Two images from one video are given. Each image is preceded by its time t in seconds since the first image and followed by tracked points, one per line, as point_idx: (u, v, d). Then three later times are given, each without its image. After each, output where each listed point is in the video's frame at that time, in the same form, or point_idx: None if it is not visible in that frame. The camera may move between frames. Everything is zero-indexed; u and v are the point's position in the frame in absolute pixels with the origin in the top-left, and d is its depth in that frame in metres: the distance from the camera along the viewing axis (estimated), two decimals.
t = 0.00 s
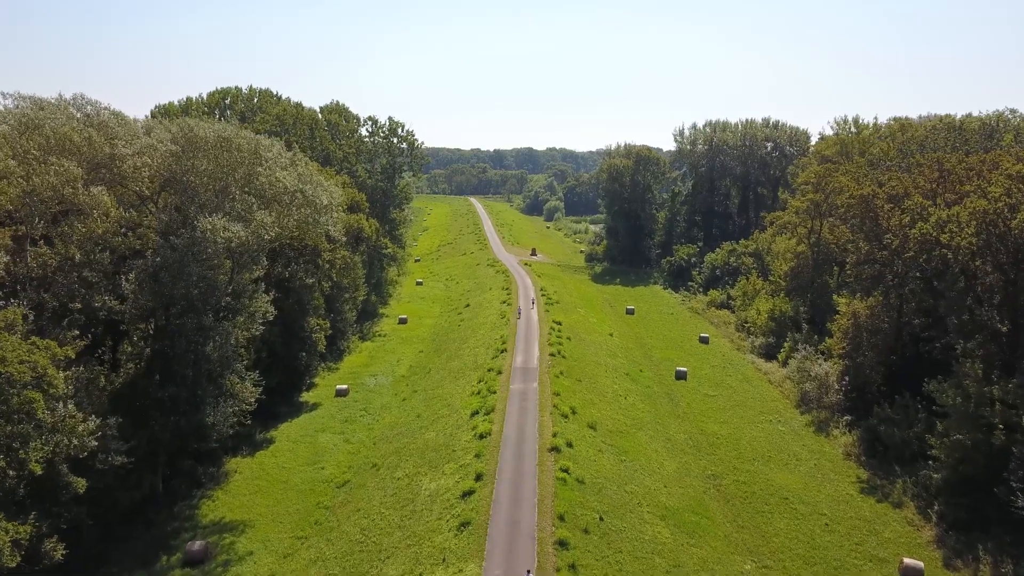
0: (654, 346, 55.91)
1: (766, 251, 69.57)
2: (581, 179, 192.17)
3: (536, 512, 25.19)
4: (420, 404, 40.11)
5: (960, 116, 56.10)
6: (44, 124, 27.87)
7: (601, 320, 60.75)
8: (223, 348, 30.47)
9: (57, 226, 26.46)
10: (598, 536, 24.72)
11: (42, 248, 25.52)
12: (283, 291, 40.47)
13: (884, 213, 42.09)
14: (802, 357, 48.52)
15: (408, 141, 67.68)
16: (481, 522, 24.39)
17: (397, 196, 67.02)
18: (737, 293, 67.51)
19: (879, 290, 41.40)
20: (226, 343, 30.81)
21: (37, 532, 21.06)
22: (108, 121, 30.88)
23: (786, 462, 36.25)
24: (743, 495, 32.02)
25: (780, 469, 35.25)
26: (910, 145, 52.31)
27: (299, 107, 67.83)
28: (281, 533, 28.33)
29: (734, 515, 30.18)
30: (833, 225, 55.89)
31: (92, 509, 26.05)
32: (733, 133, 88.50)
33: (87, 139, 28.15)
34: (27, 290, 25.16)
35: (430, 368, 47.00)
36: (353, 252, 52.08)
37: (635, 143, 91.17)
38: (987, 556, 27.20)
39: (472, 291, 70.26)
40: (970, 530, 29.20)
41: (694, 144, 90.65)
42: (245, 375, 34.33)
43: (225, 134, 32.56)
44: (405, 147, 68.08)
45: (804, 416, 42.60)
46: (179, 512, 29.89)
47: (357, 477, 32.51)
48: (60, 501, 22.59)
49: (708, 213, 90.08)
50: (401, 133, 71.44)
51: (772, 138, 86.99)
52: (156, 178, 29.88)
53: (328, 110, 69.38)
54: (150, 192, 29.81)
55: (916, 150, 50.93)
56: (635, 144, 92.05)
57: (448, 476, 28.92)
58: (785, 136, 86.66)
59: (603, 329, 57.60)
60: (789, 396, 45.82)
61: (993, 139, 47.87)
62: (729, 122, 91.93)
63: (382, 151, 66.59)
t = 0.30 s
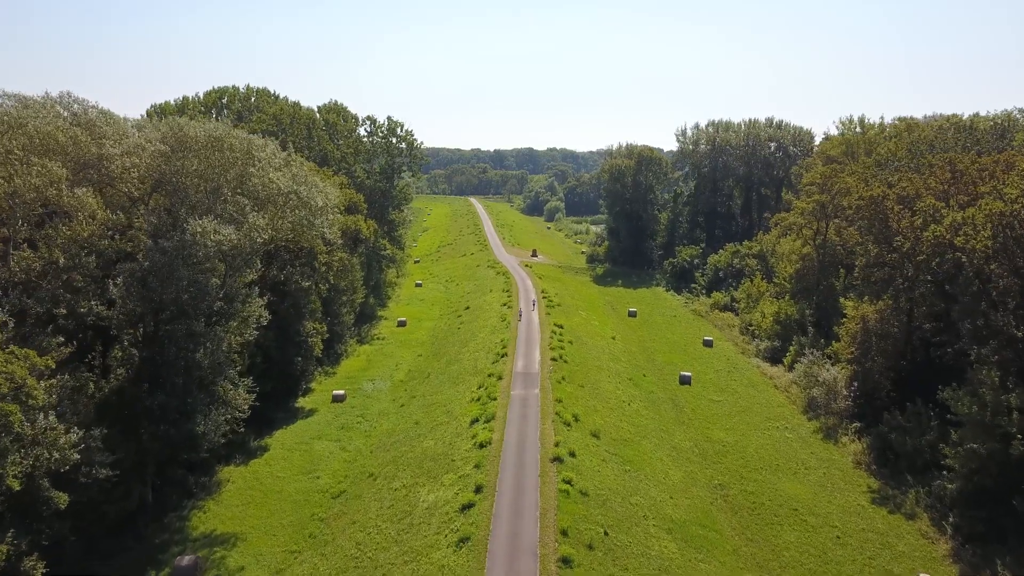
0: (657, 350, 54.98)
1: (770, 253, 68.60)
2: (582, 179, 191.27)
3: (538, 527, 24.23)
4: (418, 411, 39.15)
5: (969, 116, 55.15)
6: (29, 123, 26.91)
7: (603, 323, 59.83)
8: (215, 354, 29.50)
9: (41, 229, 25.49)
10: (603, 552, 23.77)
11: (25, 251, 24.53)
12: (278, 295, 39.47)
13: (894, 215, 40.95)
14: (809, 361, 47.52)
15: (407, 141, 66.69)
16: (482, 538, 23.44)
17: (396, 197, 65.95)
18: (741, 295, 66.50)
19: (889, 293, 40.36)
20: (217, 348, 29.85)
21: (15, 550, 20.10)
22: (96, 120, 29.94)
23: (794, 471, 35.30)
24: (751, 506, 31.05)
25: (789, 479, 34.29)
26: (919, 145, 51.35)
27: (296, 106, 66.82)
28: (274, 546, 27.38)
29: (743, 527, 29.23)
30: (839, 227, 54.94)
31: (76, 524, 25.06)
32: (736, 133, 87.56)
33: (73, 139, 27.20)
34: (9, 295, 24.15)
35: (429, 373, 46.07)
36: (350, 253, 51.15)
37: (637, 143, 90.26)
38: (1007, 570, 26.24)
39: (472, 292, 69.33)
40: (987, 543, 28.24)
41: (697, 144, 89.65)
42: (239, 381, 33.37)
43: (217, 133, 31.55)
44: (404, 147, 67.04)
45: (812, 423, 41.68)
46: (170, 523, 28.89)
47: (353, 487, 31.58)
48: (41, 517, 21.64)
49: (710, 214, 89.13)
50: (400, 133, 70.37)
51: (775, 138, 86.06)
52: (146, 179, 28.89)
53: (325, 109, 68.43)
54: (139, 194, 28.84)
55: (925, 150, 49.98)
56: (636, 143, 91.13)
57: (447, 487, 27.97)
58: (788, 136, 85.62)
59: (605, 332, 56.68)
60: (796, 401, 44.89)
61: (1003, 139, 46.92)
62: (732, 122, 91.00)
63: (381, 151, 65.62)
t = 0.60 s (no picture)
0: (660, 354, 53.97)
1: (774, 255, 67.63)
2: (582, 179, 190.47)
3: (540, 543, 23.21)
4: (416, 418, 38.12)
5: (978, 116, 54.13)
6: (10, 121, 25.89)
7: (605, 326, 58.80)
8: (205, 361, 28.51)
9: (22, 232, 24.46)
10: (608, 570, 22.76)
11: (5, 255, 23.46)
12: (273, 299, 38.46)
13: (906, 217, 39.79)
14: (816, 366, 46.48)
15: (406, 141, 65.59)
16: (482, 555, 22.42)
17: (395, 197, 64.61)
18: (745, 298, 65.50)
19: (900, 297, 39.30)
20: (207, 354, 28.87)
21: None
22: (82, 119, 28.92)
23: (804, 481, 34.28)
24: (760, 518, 30.05)
25: (798, 489, 33.27)
26: (928, 146, 50.34)
27: (294, 106, 65.73)
28: (266, 561, 26.37)
29: (752, 541, 28.24)
30: (846, 228, 53.92)
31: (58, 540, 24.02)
32: (739, 133, 86.59)
33: (57, 139, 26.20)
34: None
35: (428, 378, 45.05)
36: (348, 255, 50.12)
37: (639, 143, 89.28)
38: None
39: (471, 295, 68.33)
40: (1007, 558, 27.21)
41: (699, 144, 88.58)
42: (231, 388, 32.43)
43: (208, 134, 30.59)
44: (403, 147, 65.85)
45: (820, 430, 40.67)
46: (158, 537, 27.83)
47: (348, 498, 30.57)
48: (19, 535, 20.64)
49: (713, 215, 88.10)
50: (398, 132, 69.25)
51: (778, 138, 85.10)
52: (133, 181, 27.89)
53: (323, 108, 67.42)
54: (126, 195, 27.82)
55: (934, 151, 48.94)
56: (638, 143, 90.13)
57: (446, 501, 26.94)
58: (792, 136, 84.65)
59: (607, 335, 55.68)
60: (803, 407, 43.90)
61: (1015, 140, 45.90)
62: (735, 122, 89.99)
63: (379, 152, 64.57)
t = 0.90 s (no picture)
0: (664, 358, 52.97)
1: (779, 256, 66.65)
2: (582, 179, 189.67)
3: (543, 561, 22.19)
4: (415, 425, 37.09)
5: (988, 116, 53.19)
6: None
7: (607, 329, 57.78)
8: (194, 369, 27.45)
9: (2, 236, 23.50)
10: None
11: None
12: (267, 303, 37.46)
13: (917, 220, 38.78)
14: (824, 371, 45.48)
15: (405, 141, 64.56)
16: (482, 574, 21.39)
17: (393, 198, 63.48)
18: (749, 300, 64.46)
19: (911, 301, 38.27)
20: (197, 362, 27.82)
21: None
22: (68, 118, 28.00)
23: (814, 491, 33.24)
24: (770, 532, 29.01)
25: (809, 500, 32.25)
26: (937, 146, 49.38)
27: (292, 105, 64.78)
28: None
29: (762, 556, 27.21)
30: (854, 230, 52.95)
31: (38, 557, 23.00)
32: (742, 133, 85.68)
33: (40, 139, 25.27)
34: None
35: (427, 383, 44.05)
36: (345, 257, 49.13)
37: (641, 143, 88.32)
38: None
39: (472, 297, 67.37)
40: None
41: (702, 144, 87.68)
42: (223, 395, 31.42)
43: (198, 134, 29.61)
44: (402, 147, 64.83)
45: (829, 437, 39.65)
46: (146, 552, 26.79)
47: (344, 510, 29.55)
48: None
49: (716, 216, 87.11)
50: (397, 132, 68.27)
51: (782, 138, 84.22)
52: (120, 183, 26.97)
53: (321, 108, 66.47)
54: (113, 198, 26.88)
55: (944, 151, 47.98)
56: (640, 144, 89.17)
57: (445, 514, 25.90)
58: (796, 136, 83.78)
59: (610, 339, 54.67)
60: (811, 413, 42.87)
61: None
62: (738, 122, 89.05)
63: (378, 152, 63.62)
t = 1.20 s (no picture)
0: (668, 362, 51.96)
1: (784, 258, 65.64)
2: (583, 180, 188.62)
3: None
4: (413, 434, 36.04)
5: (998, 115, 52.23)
6: None
7: (610, 332, 56.78)
8: (183, 378, 26.46)
9: None
10: None
11: None
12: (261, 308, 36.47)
13: (929, 222, 37.82)
14: (833, 377, 44.46)
15: (404, 141, 63.50)
16: None
17: (392, 199, 62.41)
18: (754, 302, 63.19)
19: (923, 306, 37.18)
20: (186, 370, 26.82)
21: None
22: (52, 117, 27.03)
23: (825, 502, 32.23)
24: (781, 546, 27.99)
25: (819, 511, 31.24)
26: (948, 146, 48.39)
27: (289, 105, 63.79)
28: None
29: (773, 572, 26.19)
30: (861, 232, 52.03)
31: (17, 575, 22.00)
32: (746, 133, 84.71)
33: (22, 139, 24.37)
34: None
35: (426, 389, 43.02)
36: (343, 260, 48.11)
37: (643, 143, 87.33)
38: None
39: (472, 299, 66.37)
40: None
41: (705, 144, 86.67)
42: (215, 404, 30.45)
43: (188, 133, 28.64)
44: (400, 147, 63.78)
45: (838, 445, 38.60)
46: (131, 568, 25.74)
47: (339, 523, 28.53)
48: None
49: (719, 217, 86.06)
50: (397, 132, 67.25)
51: (786, 138, 83.29)
52: (106, 183, 26.04)
53: (318, 107, 65.48)
54: (98, 200, 25.95)
55: (955, 152, 47.01)
56: (642, 144, 88.16)
57: (443, 529, 24.89)
58: (800, 137, 82.91)
59: (613, 342, 53.66)
60: (819, 420, 41.84)
61: None
62: (742, 122, 88.09)
63: (376, 152, 62.60)
